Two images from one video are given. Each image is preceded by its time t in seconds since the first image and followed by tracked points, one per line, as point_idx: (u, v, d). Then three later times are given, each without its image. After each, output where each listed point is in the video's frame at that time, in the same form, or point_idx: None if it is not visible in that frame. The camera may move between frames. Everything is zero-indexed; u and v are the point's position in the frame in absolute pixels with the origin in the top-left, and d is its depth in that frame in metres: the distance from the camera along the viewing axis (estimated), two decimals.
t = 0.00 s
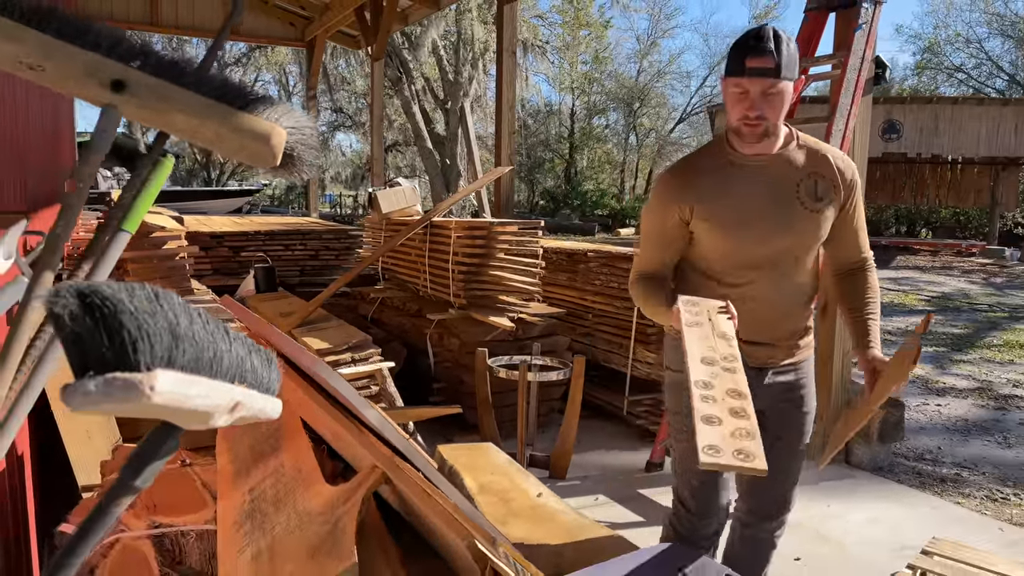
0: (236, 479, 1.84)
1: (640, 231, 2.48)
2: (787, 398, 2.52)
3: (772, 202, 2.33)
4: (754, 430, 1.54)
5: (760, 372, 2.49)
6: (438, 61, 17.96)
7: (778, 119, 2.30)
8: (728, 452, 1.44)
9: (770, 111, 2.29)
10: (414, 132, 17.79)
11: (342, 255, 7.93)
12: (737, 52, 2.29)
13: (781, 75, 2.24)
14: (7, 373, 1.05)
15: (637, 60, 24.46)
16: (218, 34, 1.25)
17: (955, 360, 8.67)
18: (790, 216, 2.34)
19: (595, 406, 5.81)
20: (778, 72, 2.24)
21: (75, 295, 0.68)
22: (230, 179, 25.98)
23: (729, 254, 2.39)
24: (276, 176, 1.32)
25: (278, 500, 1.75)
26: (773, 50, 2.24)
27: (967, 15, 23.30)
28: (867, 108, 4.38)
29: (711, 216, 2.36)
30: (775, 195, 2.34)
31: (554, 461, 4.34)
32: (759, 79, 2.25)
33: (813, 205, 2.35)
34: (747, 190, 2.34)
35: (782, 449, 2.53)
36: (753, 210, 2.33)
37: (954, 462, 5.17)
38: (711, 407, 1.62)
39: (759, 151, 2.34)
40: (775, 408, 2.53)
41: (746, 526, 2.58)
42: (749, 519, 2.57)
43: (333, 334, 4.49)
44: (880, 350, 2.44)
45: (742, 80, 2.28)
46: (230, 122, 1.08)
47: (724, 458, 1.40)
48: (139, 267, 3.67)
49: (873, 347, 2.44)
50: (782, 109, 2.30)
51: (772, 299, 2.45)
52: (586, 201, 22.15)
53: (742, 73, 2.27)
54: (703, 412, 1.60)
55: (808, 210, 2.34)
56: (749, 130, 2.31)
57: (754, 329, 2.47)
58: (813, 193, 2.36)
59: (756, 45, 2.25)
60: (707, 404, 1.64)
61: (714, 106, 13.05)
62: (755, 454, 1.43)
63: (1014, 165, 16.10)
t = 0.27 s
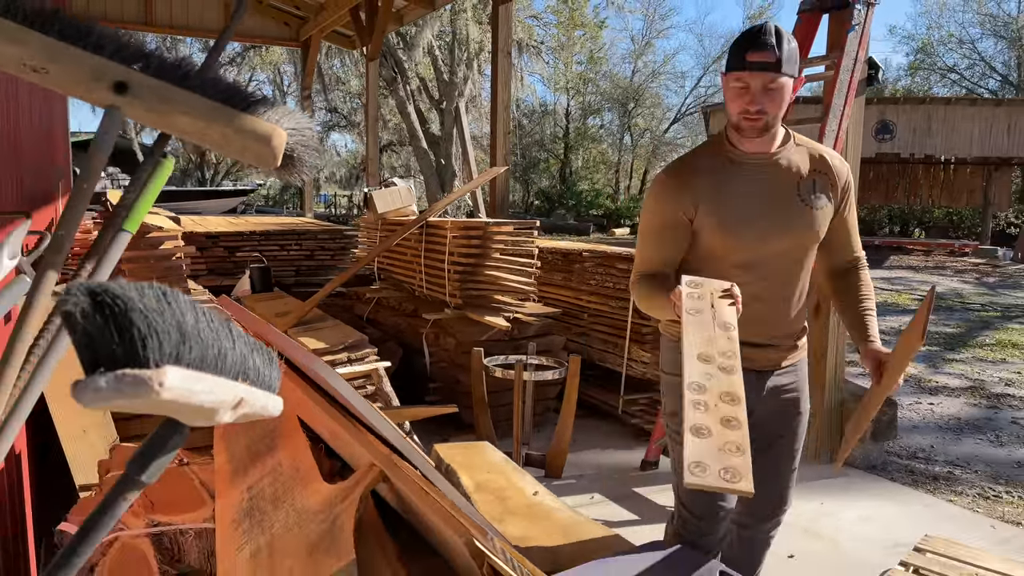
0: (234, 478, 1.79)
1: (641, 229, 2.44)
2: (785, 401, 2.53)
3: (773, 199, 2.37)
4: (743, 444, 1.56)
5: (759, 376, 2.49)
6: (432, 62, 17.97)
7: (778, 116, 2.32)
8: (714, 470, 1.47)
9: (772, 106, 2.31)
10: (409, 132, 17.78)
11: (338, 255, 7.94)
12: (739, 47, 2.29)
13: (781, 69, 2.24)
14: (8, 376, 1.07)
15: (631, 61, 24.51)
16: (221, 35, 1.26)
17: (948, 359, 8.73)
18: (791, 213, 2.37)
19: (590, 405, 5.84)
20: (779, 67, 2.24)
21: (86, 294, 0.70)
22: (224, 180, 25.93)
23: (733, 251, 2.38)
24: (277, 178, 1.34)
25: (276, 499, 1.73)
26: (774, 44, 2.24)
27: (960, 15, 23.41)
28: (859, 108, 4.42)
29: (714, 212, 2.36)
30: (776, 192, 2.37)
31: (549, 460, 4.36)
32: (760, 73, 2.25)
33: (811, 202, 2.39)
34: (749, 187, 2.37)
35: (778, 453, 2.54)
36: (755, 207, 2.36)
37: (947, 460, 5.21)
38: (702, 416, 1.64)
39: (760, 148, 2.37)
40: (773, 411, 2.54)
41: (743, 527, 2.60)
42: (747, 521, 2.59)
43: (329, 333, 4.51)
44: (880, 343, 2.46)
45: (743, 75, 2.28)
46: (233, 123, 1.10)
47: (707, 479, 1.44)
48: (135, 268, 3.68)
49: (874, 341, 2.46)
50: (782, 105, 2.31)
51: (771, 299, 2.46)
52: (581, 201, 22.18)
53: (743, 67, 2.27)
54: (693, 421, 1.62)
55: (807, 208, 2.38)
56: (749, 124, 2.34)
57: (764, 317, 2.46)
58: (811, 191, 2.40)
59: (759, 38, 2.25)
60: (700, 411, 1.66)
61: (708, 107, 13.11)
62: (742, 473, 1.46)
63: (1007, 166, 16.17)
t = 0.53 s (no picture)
0: (231, 474, 1.81)
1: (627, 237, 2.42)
2: (774, 403, 2.55)
3: (756, 198, 2.37)
4: (712, 505, 1.53)
5: (746, 378, 2.51)
6: (427, 61, 17.95)
7: (752, 113, 2.28)
8: (683, 514, 1.54)
9: (746, 105, 2.26)
10: (404, 131, 17.75)
11: (333, 253, 7.94)
12: (710, 46, 2.24)
13: (754, 64, 2.18)
14: (9, 374, 1.08)
15: (626, 60, 24.55)
16: (220, 32, 1.27)
17: (940, 357, 8.78)
18: (774, 212, 2.37)
19: (585, 404, 5.86)
20: (753, 62, 2.18)
21: (94, 288, 0.73)
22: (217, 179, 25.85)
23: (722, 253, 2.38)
24: (276, 175, 1.35)
25: (274, 494, 1.74)
26: (746, 39, 2.19)
27: (953, 15, 23.53)
28: (852, 108, 4.44)
29: (699, 215, 2.36)
30: (758, 191, 2.37)
31: (544, 458, 4.38)
32: (731, 70, 2.20)
33: (795, 198, 2.39)
34: (732, 187, 2.36)
35: (769, 452, 2.58)
36: (739, 207, 2.36)
37: (939, 457, 5.25)
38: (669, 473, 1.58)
39: (739, 147, 2.35)
40: (762, 413, 2.56)
41: (738, 527, 2.61)
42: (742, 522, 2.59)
43: (324, 332, 4.52)
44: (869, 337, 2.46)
45: (715, 73, 2.24)
46: (231, 122, 1.11)
47: (671, 556, 1.53)
48: (131, 267, 3.69)
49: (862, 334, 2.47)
50: (757, 102, 2.26)
51: (759, 298, 2.47)
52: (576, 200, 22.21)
53: (715, 64, 2.22)
54: (661, 476, 1.57)
55: (790, 204, 2.38)
56: (723, 123, 2.31)
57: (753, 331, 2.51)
58: (795, 187, 2.39)
59: (730, 34, 2.20)
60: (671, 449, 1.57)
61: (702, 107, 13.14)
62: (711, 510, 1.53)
63: (999, 165, 16.26)
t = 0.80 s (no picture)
0: (228, 474, 1.84)
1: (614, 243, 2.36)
2: (762, 403, 2.55)
3: (738, 201, 2.37)
4: (700, 522, 1.44)
5: (733, 380, 2.50)
6: (421, 61, 17.96)
7: (731, 102, 2.25)
8: (670, 530, 1.45)
9: (725, 93, 2.24)
10: (398, 131, 17.74)
11: (327, 253, 7.94)
12: (689, 36, 2.25)
13: (732, 51, 2.20)
14: (9, 373, 1.10)
15: (620, 60, 24.61)
16: (219, 32, 1.29)
17: (932, 356, 8.83)
18: (758, 214, 2.38)
19: (580, 403, 5.88)
20: (730, 49, 2.19)
21: (99, 284, 0.75)
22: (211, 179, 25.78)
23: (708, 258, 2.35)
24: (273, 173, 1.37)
25: (272, 493, 1.74)
26: (723, 28, 2.21)
27: (945, 16, 23.67)
28: (845, 108, 4.48)
29: (683, 220, 2.31)
30: (741, 194, 2.37)
31: (539, 457, 4.40)
32: (709, 57, 2.20)
33: (778, 197, 2.40)
34: (712, 191, 2.36)
35: (758, 451, 2.58)
36: (722, 211, 2.35)
37: (931, 455, 5.29)
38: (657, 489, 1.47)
39: (718, 148, 2.34)
40: (750, 413, 2.56)
41: (729, 525, 2.62)
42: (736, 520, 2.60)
43: (320, 332, 4.52)
44: (851, 340, 2.53)
45: (694, 60, 2.22)
46: (230, 120, 1.12)
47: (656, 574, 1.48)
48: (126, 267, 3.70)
49: (845, 336, 2.52)
50: (736, 89, 2.23)
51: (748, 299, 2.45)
52: (570, 200, 22.24)
53: (694, 52, 2.23)
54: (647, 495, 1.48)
55: (774, 205, 2.39)
56: (702, 115, 2.27)
57: (736, 339, 2.50)
58: (778, 187, 2.40)
59: (708, 23, 2.22)
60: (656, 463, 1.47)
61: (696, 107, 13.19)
62: (698, 530, 1.44)
63: (990, 165, 16.37)
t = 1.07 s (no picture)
0: (225, 473, 1.84)
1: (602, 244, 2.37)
2: (750, 402, 2.57)
3: (723, 201, 2.39)
4: (689, 524, 1.40)
5: (723, 381, 2.52)
6: (416, 60, 17.96)
7: (716, 101, 2.26)
8: (657, 533, 1.41)
9: (710, 94, 2.25)
10: (393, 131, 17.73)
11: (322, 253, 7.94)
12: (673, 37, 2.26)
13: (717, 51, 2.21)
14: (7, 372, 1.10)
15: (615, 60, 24.68)
16: (214, 33, 1.29)
17: (925, 354, 8.89)
18: (744, 214, 2.39)
19: (575, 402, 5.90)
20: (715, 49, 2.21)
21: (101, 281, 0.76)
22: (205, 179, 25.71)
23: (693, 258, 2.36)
24: (269, 172, 1.38)
25: (268, 491, 1.75)
26: (709, 27, 2.22)
27: (938, 16, 23.79)
28: (838, 108, 4.51)
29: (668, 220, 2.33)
30: (725, 194, 2.39)
31: (534, 456, 4.41)
32: (693, 58, 2.21)
33: (763, 197, 2.42)
34: (697, 191, 2.38)
35: (747, 449, 2.61)
36: (707, 211, 2.37)
37: (924, 453, 5.33)
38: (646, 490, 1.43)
39: (703, 149, 2.36)
40: (738, 412, 2.58)
41: (721, 524, 2.63)
42: (728, 519, 2.62)
43: (315, 331, 4.53)
44: (839, 339, 2.55)
45: (678, 61, 2.24)
46: (226, 120, 1.13)
47: None
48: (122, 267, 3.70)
49: (833, 336, 2.54)
50: (720, 89, 2.24)
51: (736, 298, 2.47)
52: (565, 200, 22.26)
53: (679, 52, 2.24)
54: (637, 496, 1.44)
55: (759, 205, 2.41)
56: (687, 115, 2.29)
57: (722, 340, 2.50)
58: (763, 186, 2.42)
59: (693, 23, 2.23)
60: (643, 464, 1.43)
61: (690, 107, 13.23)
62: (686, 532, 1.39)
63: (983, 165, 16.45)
